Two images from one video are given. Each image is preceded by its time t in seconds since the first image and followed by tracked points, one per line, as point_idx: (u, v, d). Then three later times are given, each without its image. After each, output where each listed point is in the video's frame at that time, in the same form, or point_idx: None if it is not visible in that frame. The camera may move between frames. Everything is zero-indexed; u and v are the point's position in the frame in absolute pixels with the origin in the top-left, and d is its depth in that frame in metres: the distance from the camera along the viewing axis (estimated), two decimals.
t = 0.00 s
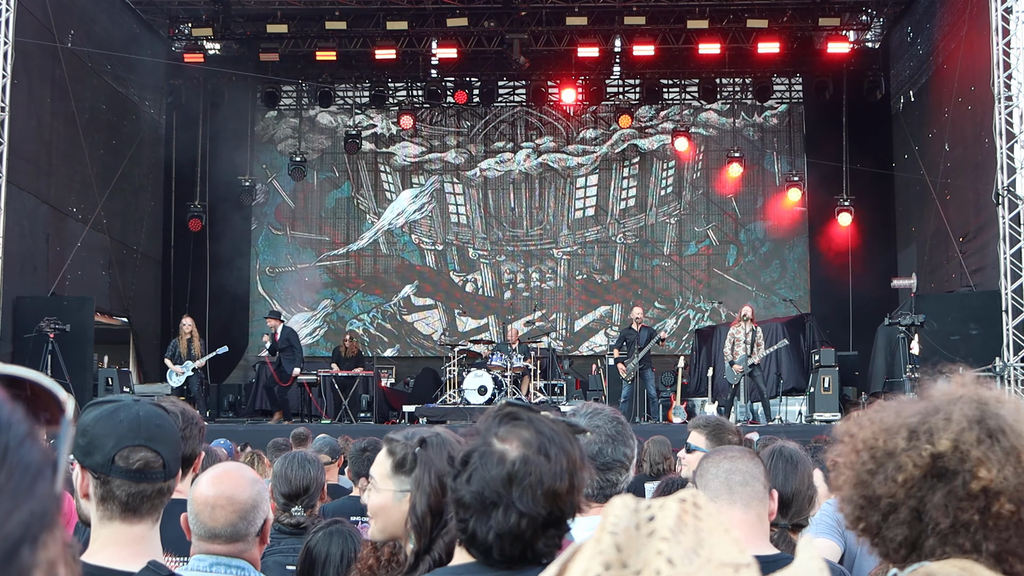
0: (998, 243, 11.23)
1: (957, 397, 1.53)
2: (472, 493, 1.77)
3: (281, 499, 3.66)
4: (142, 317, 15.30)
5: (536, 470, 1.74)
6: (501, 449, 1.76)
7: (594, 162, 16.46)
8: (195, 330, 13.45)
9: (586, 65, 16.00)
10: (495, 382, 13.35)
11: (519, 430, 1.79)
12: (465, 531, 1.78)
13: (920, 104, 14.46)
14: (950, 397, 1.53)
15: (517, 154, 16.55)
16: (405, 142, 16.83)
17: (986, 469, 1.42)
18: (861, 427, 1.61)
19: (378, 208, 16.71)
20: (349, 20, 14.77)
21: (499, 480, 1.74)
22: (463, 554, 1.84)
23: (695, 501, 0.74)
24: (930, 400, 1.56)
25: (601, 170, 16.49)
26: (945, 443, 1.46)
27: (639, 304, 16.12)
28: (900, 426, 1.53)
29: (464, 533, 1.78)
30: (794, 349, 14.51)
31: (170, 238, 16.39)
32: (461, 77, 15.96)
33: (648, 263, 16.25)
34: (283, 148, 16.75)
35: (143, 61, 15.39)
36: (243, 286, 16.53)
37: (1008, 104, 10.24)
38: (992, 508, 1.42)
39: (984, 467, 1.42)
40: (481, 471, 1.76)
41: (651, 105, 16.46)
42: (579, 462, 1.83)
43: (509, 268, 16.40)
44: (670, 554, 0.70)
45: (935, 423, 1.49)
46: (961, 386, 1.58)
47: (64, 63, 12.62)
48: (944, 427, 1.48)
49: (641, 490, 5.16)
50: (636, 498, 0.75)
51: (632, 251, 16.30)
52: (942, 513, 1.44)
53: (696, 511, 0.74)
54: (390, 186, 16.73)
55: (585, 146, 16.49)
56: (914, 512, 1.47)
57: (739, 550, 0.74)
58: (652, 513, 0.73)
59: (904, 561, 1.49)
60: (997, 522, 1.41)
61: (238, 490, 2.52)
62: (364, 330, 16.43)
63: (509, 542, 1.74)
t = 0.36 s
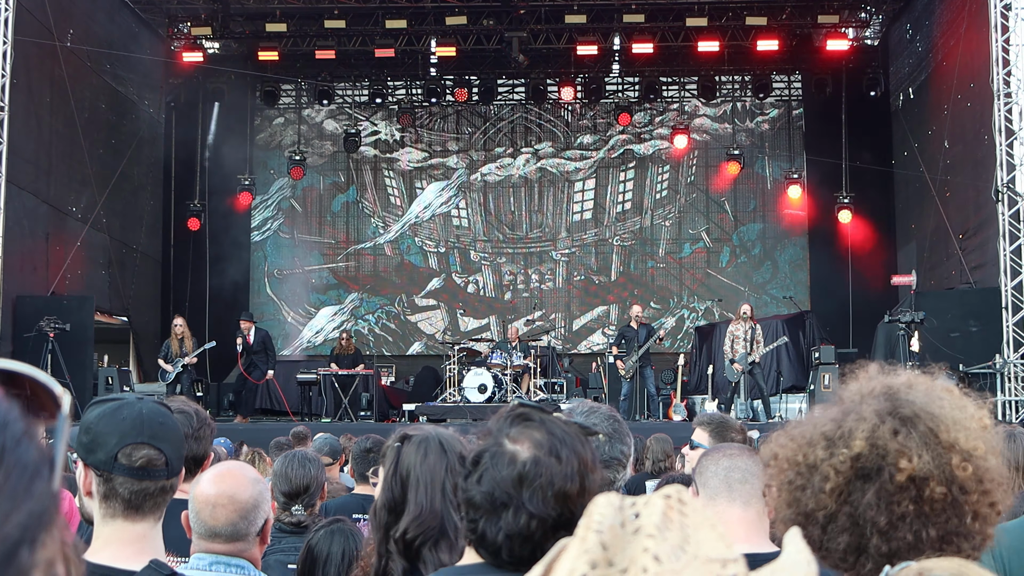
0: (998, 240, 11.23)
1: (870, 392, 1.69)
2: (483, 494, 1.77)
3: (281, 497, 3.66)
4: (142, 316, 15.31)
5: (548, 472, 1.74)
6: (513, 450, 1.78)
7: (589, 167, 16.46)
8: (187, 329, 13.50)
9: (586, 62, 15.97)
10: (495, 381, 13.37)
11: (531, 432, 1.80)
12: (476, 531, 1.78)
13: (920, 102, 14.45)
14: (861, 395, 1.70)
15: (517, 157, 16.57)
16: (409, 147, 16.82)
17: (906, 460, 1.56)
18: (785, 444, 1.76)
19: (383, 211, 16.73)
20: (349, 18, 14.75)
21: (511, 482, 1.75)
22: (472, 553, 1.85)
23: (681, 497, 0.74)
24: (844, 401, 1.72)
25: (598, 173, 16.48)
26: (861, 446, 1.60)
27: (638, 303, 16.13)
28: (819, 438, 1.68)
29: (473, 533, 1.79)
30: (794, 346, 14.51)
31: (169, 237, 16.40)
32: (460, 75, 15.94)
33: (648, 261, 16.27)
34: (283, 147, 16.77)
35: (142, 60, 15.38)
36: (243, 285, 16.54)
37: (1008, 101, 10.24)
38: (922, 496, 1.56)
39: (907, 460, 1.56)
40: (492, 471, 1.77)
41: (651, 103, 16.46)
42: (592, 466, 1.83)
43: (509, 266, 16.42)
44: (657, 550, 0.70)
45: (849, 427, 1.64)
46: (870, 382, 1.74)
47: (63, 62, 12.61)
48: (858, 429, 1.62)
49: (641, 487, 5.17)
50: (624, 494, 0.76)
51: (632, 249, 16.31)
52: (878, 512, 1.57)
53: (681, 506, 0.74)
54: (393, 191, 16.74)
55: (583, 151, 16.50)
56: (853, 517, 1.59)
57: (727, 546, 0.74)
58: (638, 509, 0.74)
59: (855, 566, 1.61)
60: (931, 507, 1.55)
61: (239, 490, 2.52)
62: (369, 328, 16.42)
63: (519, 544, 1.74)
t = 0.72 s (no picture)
0: (998, 237, 11.23)
1: (884, 392, 1.59)
2: (511, 493, 1.77)
3: (281, 496, 3.67)
4: (142, 315, 15.30)
5: (576, 471, 1.75)
6: (540, 450, 1.77)
7: (586, 171, 16.47)
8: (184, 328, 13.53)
9: (585, 60, 15.94)
10: (495, 379, 13.38)
11: (559, 431, 1.80)
12: (503, 530, 1.78)
13: (920, 98, 14.44)
14: (878, 400, 1.59)
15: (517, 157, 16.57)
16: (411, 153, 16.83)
17: (937, 465, 1.47)
18: (810, 463, 1.64)
19: (387, 214, 16.75)
20: (348, 17, 14.73)
21: (535, 482, 1.75)
22: (496, 549, 1.86)
23: (678, 497, 0.73)
24: (862, 408, 1.61)
25: (597, 172, 16.49)
26: (889, 456, 1.50)
27: (638, 300, 16.14)
28: (843, 450, 1.57)
29: (501, 533, 1.79)
30: (794, 343, 14.52)
31: (169, 236, 16.39)
32: (459, 73, 15.97)
33: (648, 259, 16.28)
34: (282, 146, 16.78)
35: (142, 59, 15.36)
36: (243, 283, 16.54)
37: (1007, 98, 10.23)
38: (959, 495, 1.48)
39: (938, 464, 1.48)
40: (519, 470, 1.77)
41: (650, 101, 16.46)
42: (617, 465, 1.83)
43: (509, 264, 16.43)
44: (651, 553, 0.70)
45: (874, 438, 1.53)
46: (881, 381, 1.64)
47: (63, 62, 12.60)
48: (882, 437, 1.53)
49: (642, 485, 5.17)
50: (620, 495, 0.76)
51: (632, 247, 16.30)
52: (918, 520, 1.48)
53: (679, 506, 0.73)
54: (397, 196, 16.75)
55: (581, 155, 16.51)
56: (895, 527, 1.50)
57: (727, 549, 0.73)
58: (636, 509, 0.74)
59: None
60: (970, 506, 1.48)
61: (241, 488, 2.52)
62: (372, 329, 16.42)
63: (546, 542, 1.74)
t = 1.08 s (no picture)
0: (998, 235, 11.22)
1: (980, 386, 1.58)
2: (521, 489, 1.77)
3: (280, 495, 3.67)
4: (142, 315, 15.30)
5: (584, 464, 1.74)
6: (548, 445, 1.77)
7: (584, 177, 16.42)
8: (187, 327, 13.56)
9: (584, 59, 15.95)
10: (495, 378, 13.38)
11: (564, 426, 1.79)
12: (516, 526, 1.80)
13: (920, 97, 14.44)
14: (974, 391, 1.58)
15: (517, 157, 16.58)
16: (415, 157, 16.79)
17: None
18: (897, 441, 1.66)
19: (390, 219, 16.71)
20: (348, 16, 14.72)
21: (543, 479, 1.75)
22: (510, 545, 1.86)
23: (686, 495, 0.74)
24: (954, 400, 1.60)
25: (597, 171, 16.50)
26: (980, 437, 1.50)
27: (638, 300, 16.14)
28: (934, 430, 1.57)
29: (514, 529, 1.80)
30: (793, 342, 14.53)
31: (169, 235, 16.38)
32: (459, 73, 15.99)
33: (648, 258, 16.28)
34: (282, 145, 16.77)
35: (141, 58, 15.34)
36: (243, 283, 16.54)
37: (1007, 97, 10.23)
38: None
39: None
40: (528, 466, 1.77)
41: (649, 100, 16.46)
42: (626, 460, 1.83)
43: (509, 263, 16.44)
44: (657, 551, 0.70)
45: (966, 420, 1.53)
46: (979, 378, 1.63)
47: (62, 62, 12.59)
48: (977, 420, 1.52)
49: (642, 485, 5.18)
50: (630, 491, 0.76)
51: (633, 246, 16.30)
52: (1001, 504, 1.46)
53: (688, 504, 0.74)
54: (402, 203, 16.70)
55: (580, 161, 16.49)
56: (974, 508, 1.48)
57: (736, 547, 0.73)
58: (644, 507, 0.74)
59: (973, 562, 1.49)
60: None
61: (240, 488, 2.52)
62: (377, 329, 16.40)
63: (559, 536, 1.75)
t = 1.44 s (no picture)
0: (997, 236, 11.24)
1: (1013, 396, 1.52)
2: (492, 490, 1.75)
3: (278, 497, 3.68)
4: (142, 316, 15.30)
5: (549, 455, 1.72)
6: (511, 441, 1.75)
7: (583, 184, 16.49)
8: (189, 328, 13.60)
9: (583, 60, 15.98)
10: (494, 379, 13.35)
11: (528, 421, 1.78)
12: (493, 527, 1.76)
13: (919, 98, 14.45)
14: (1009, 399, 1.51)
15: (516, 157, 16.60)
16: (418, 165, 16.81)
17: None
18: (917, 434, 1.59)
19: (395, 223, 16.73)
20: (347, 17, 14.73)
21: (512, 473, 1.73)
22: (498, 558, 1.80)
23: (689, 500, 0.74)
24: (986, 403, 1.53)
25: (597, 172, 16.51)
26: (1009, 449, 1.42)
27: (638, 301, 16.14)
28: (958, 433, 1.50)
29: (491, 530, 1.76)
30: (792, 343, 14.55)
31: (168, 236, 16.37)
32: (458, 74, 16.03)
33: (648, 258, 16.28)
34: (281, 146, 16.78)
35: (141, 60, 15.34)
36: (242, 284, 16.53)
37: (1006, 98, 10.24)
38: None
39: None
40: (496, 465, 1.75)
41: (648, 101, 16.49)
42: (596, 448, 1.79)
43: (508, 264, 16.44)
44: (656, 559, 0.70)
45: (995, 431, 1.45)
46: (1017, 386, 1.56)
47: (61, 64, 12.59)
48: (1007, 433, 1.44)
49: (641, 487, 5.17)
50: (633, 495, 0.76)
51: (632, 247, 16.30)
52: (1013, 523, 1.41)
53: (691, 509, 0.74)
54: (404, 207, 16.72)
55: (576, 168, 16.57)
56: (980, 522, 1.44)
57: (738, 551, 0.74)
58: (647, 511, 0.75)
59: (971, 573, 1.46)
60: None
61: (238, 489, 2.51)
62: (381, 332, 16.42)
63: (536, 530, 1.71)
